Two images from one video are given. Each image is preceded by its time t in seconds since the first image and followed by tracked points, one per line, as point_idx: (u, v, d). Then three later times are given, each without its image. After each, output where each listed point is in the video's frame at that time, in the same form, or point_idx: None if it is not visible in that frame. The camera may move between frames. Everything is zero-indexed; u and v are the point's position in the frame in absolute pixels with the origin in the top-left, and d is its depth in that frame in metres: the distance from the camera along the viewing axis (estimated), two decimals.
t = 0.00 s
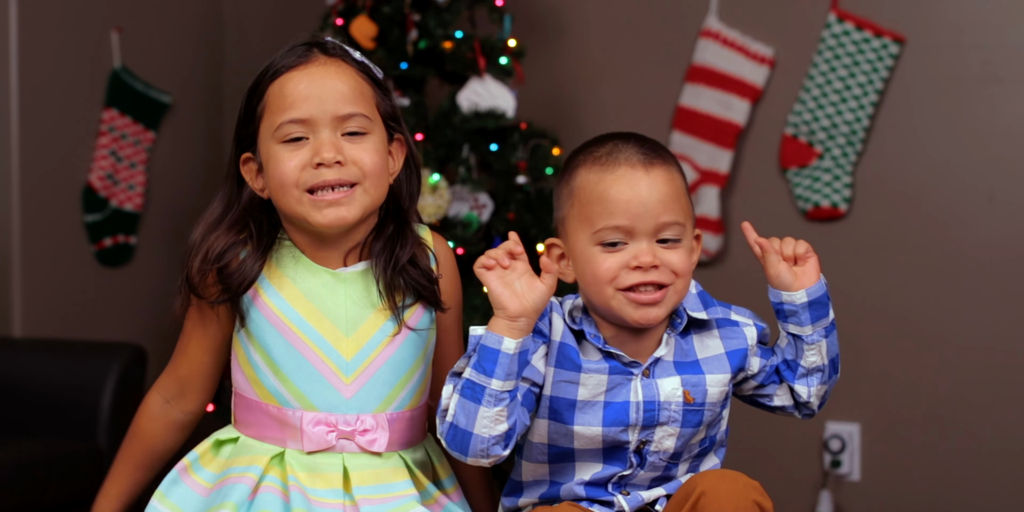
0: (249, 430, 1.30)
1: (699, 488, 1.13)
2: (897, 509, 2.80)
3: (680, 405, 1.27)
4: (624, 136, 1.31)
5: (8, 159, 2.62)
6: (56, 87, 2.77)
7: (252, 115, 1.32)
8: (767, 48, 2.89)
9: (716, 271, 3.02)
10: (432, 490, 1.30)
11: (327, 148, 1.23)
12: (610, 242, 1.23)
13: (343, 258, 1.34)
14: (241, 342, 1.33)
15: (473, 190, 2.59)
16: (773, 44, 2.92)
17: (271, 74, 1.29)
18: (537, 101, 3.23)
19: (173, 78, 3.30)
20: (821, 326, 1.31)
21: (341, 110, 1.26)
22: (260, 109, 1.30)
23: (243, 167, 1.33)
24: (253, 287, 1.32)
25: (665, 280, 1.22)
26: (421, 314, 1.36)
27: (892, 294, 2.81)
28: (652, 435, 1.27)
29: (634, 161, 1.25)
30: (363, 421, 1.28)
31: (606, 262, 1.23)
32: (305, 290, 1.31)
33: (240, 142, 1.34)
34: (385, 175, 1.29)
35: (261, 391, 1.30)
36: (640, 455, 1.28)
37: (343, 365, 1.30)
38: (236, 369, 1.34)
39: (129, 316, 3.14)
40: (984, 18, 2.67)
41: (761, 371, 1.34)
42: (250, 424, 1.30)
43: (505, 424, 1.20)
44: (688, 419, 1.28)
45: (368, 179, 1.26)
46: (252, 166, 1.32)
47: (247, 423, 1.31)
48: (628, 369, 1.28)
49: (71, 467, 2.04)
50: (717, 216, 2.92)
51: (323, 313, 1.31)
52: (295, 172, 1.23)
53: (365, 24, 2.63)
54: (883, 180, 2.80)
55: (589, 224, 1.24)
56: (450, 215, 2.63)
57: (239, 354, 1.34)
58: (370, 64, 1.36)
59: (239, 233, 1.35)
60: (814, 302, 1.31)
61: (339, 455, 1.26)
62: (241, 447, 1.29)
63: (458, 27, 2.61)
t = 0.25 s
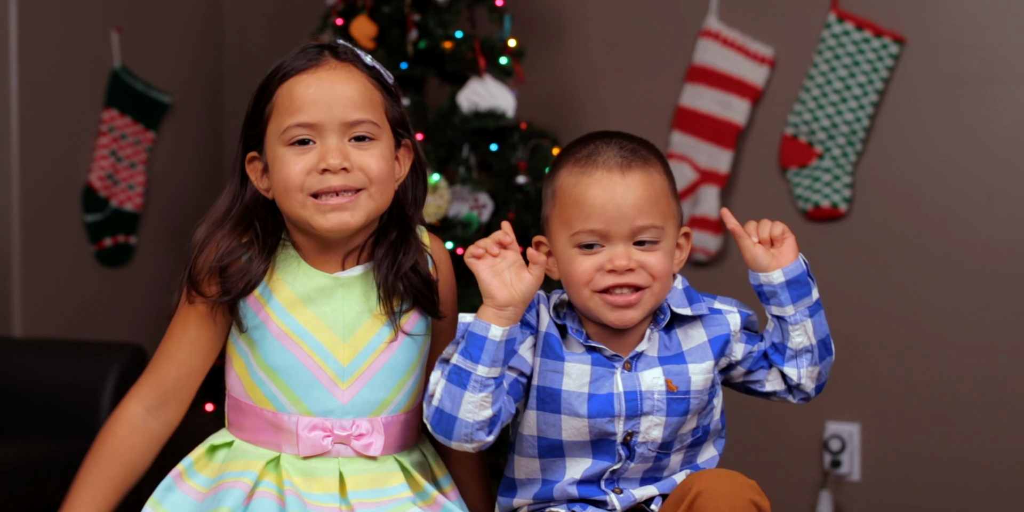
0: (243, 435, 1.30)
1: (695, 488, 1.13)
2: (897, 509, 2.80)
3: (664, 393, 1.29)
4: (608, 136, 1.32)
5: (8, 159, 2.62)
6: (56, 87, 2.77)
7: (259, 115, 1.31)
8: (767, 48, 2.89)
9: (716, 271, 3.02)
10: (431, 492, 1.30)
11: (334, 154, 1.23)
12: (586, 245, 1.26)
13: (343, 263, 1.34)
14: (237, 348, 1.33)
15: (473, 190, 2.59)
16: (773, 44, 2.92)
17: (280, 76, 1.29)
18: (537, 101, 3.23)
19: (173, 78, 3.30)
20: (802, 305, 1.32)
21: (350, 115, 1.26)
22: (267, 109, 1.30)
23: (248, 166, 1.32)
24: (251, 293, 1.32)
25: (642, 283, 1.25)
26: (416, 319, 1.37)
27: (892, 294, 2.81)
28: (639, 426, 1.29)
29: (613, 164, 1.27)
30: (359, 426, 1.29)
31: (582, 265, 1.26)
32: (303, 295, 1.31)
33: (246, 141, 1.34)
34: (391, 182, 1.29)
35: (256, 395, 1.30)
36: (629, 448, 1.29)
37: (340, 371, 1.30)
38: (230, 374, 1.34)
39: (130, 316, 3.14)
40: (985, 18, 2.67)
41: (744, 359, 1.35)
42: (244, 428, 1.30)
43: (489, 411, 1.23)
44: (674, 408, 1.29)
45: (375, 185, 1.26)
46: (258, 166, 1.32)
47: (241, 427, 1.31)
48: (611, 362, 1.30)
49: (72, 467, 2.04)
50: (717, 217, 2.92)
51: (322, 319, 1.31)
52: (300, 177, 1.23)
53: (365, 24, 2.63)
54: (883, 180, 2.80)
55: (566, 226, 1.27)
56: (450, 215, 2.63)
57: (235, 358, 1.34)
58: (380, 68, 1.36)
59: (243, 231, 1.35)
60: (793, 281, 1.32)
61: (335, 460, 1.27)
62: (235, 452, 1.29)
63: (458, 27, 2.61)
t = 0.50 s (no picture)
0: (244, 439, 1.29)
1: (696, 488, 1.13)
2: (897, 509, 2.80)
3: (661, 391, 1.29)
4: (618, 144, 1.31)
5: (8, 159, 2.61)
6: (56, 87, 2.76)
7: (251, 111, 1.31)
8: (767, 48, 2.89)
9: (716, 271, 3.02)
10: (436, 482, 1.33)
11: (324, 152, 1.23)
12: (584, 254, 1.25)
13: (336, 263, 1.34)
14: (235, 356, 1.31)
15: (473, 189, 2.58)
16: (773, 44, 2.92)
17: (272, 72, 1.28)
18: (537, 101, 3.23)
19: (173, 78, 3.30)
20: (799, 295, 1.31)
21: (341, 113, 1.26)
22: (258, 105, 1.29)
23: (238, 160, 1.31)
24: (251, 297, 1.28)
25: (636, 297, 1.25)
26: (412, 316, 1.38)
27: (892, 294, 2.81)
28: (637, 426, 1.29)
29: (618, 176, 1.26)
30: (362, 425, 1.29)
31: (577, 275, 1.26)
32: (303, 298, 1.30)
33: (236, 135, 1.33)
34: (381, 180, 1.30)
35: (258, 399, 1.28)
36: (627, 445, 1.29)
37: (341, 372, 1.30)
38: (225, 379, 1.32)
39: (129, 317, 3.14)
40: (985, 18, 2.67)
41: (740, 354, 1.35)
42: (248, 433, 1.28)
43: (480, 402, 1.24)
44: (671, 406, 1.30)
45: (364, 183, 1.27)
46: (248, 160, 1.31)
47: (244, 433, 1.29)
48: (608, 363, 1.31)
49: (72, 467, 2.04)
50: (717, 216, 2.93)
51: (321, 321, 1.31)
52: (290, 174, 1.23)
53: (365, 24, 2.63)
54: (883, 180, 2.80)
55: (565, 233, 1.27)
56: (450, 215, 2.63)
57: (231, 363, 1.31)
58: (374, 65, 1.35)
59: (242, 227, 1.32)
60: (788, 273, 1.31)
61: (339, 460, 1.28)
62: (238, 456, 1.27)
63: (458, 26, 2.61)
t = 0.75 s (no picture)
0: (251, 442, 1.30)
1: (712, 486, 1.13)
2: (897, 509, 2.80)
3: (645, 388, 1.30)
4: (584, 135, 1.34)
5: (8, 159, 2.62)
6: (56, 87, 2.77)
7: (275, 100, 1.31)
8: (767, 48, 2.89)
9: (715, 272, 3.02)
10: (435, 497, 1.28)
11: (348, 142, 1.23)
12: (542, 238, 1.29)
13: (344, 267, 1.33)
14: (239, 354, 1.32)
15: (473, 189, 2.59)
16: (773, 44, 2.92)
17: (300, 63, 1.30)
18: (537, 101, 3.24)
19: (173, 78, 3.30)
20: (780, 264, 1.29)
21: (367, 107, 1.26)
22: (283, 95, 1.30)
23: (255, 151, 1.32)
24: (239, 300, 1.31)
25: (588, 278, 1.27)
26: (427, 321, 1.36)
27: (892, 294, 2.80)
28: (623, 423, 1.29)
29: (573, 162, 1.29)
30: (364, 432, 1.28)
31: (536, 259, 1.29)
32: (303, 305, 1.30)
33: (257, 125, 1.33)
34: (399, 178, 1.29)
35: (257, 399, 1.30)
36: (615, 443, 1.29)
37: (343, 379, 1.29)
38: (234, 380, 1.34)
39: (130, 317, 3.14)
40: (985, 18, 2.67)
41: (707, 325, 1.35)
42: (252, 434, 1.30)
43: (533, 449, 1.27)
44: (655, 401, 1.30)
45: (383, 179, 1.25)
46: (265, 150, 1.32)
47: (249, 435, 1.30)
48: (589, 358, 1.32)
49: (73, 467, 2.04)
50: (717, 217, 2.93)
51: (323, 328, 1.30)
52: (313, 163, 1.22)
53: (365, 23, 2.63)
54: (883, 181, 2.80)
55: (527, 219, 1.30)
56: (450, 215, 2.63)
57: (237, 366, 1.33)
58: (400, 69, 1.36)
59: (252, 225, 1.35)
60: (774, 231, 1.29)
61: (339, 466, 1.26)
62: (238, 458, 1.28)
63: (458, 27, 2.61)
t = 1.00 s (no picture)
0: (257, 442, 1.24)
1: (703, 485, 1.12)
2: (897, 509, 2.80)
3: (662, 347, 1.22)
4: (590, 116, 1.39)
5: (8, 159, 2.61)
6: (56, 87, 2.77)
7: (291, 101, 1.29)
8: (767, 48, 2.89)
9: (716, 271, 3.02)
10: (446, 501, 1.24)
11: (361, 147, 1.20)
12: (580, 187, 1.25)
13: (355, 271, 1.28)
14: (246, 356, 1.26)
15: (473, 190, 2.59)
16: (773, 44, 2.92)
17: (317, 64, 1.27)
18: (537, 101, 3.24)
19: (173, 78, 3.30)
20: (786, 212, 1.20)
21: (383, 111, 1.23)
22: (299, 96, 1.28)
23: (269, 152, 1.29)
24: (250, 303, 1.25)
25: (628, 217, 1.23)
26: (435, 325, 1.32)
27: (892, 294, 2.80)
28: (640, 387, 1.21)
29: (603, 120, 1.31)
30: (374, 436, 1.22)
31: (578, 207, 1.24)
32: (314, 307, 1.24)
33: (274, 126, 1.31)
34: (411, 185, 1.25)
35: (265, 400, 1.24)
36: (633, 406, 1.21)
37: (354, 383, 1.23)
38: (240, 381, 1.28)
39: (130, 317, 3.14)
40: (984, 18, 2.67)
41: (728, 290, 1.29)
42: (258, 435, 1.24)
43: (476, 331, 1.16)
44: (673, 361, 1.22)
45: (395, 187, 1.22)
46: (279, 152, 1.29)
47: (256, 435, 1.24)
48: (608, 317, 1.24)
49: (73, 467, 2.04)
50: (717, 217, 2.92)
51: (333, 330, 1.24)
52: (326, 169, 1.20)
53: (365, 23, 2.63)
54: (883, 181, 2.80)
55: (560, 175, 1.27)
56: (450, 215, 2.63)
57: (243, 369, 1.27)
58: (416, 73, 1.34)
59: (264, 227, 1.31)
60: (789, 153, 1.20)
61: (349, 469, 1.21)
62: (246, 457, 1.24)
63: (458, 27, 2.61)
